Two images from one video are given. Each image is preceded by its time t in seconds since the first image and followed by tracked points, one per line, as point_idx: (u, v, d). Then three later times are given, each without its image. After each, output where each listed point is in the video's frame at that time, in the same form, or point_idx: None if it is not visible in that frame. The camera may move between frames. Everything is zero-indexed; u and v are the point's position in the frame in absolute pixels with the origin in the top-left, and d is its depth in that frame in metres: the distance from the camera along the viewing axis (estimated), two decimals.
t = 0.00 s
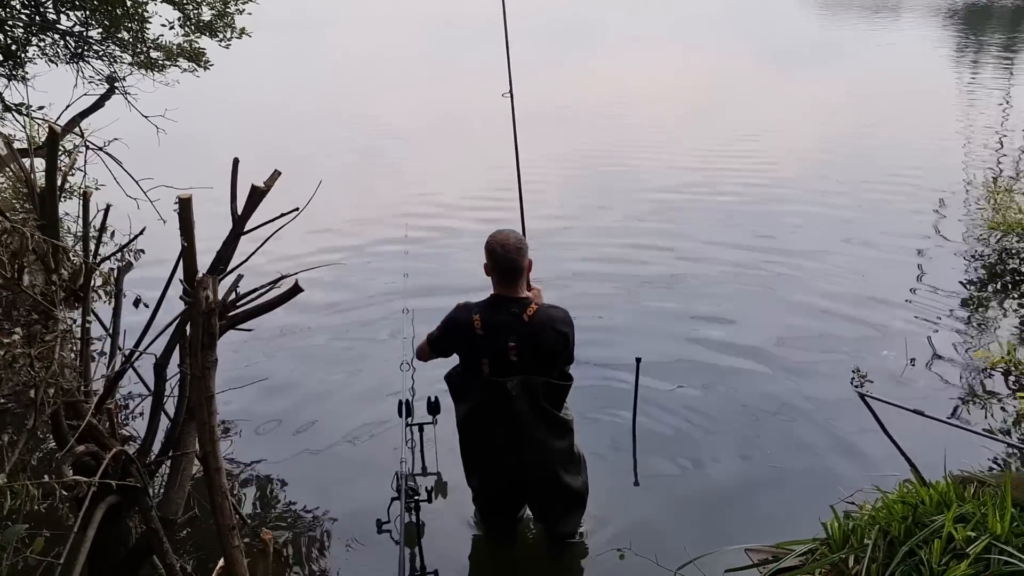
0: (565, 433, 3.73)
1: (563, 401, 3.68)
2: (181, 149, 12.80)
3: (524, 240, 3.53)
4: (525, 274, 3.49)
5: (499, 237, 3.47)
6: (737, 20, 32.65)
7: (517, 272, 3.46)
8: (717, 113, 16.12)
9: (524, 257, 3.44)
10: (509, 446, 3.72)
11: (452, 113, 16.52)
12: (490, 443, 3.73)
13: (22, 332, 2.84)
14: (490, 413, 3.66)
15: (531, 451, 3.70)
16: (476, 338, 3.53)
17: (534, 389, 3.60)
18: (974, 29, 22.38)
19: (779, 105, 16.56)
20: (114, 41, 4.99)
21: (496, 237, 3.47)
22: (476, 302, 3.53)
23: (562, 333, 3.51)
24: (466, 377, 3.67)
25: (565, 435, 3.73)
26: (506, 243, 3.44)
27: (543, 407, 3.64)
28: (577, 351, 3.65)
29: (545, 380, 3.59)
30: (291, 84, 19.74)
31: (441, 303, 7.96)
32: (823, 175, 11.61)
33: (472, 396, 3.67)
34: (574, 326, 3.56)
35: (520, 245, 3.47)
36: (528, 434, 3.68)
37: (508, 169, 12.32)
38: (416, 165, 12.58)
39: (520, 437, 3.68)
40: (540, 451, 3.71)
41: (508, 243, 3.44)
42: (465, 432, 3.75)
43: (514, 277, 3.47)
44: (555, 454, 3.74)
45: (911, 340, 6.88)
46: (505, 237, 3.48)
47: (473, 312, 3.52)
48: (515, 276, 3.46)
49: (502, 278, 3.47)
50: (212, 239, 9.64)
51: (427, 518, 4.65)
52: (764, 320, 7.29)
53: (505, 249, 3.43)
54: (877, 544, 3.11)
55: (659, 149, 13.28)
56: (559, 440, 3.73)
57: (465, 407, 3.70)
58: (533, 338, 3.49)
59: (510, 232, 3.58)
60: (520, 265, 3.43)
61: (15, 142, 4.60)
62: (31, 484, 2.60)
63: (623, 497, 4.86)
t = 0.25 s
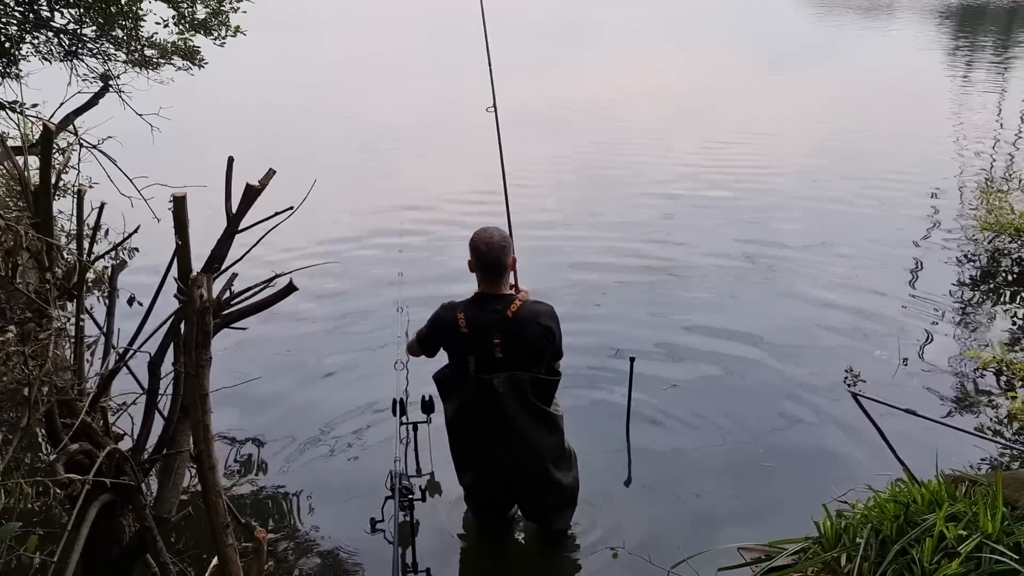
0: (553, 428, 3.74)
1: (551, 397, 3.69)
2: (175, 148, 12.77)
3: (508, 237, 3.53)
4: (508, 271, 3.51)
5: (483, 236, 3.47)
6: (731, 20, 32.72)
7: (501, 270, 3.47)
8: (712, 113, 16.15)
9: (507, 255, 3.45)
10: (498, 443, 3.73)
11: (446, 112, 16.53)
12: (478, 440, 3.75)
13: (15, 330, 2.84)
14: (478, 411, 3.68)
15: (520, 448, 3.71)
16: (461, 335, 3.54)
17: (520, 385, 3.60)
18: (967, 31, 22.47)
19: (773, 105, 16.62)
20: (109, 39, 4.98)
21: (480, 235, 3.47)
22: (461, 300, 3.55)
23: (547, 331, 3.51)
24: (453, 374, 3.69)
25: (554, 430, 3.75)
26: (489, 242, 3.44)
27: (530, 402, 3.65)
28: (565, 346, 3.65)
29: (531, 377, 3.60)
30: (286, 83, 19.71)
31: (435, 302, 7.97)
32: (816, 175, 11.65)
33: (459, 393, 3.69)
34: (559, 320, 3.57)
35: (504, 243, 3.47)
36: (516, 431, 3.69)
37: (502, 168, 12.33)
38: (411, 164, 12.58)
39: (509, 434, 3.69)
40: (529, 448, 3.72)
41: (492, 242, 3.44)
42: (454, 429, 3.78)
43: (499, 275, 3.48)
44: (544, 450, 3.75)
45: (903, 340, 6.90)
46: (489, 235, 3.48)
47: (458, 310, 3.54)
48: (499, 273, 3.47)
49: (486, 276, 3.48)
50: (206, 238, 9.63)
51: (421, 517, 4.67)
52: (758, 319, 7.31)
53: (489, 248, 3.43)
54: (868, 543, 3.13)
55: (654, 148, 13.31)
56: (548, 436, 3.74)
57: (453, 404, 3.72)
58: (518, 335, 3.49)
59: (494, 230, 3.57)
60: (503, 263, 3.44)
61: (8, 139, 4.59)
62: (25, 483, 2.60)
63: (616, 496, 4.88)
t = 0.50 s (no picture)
0: (544, 425, 3.74)
1: (541, 395, 3.69)
2: (170, 147, 12.75)
3: (493, 237, 3.51)
4: (496, 270, 3.50)
5: (468, 237, 3.45)
6: (727, 21, 32.78)
7: (487, 270, 3.46)
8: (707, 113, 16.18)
9: (493, 256, 3.43)
10: (489, 441, 3.74)
11: (442, 112, 16.53)
12: (469, 438, 3.76)
13: (8, 329, 2.84)
14: (468, 408, 3.69)
15: (510, 446, 3.72)
16: (450, 335, 3.55)
17: (509, 383, 3.60)
18: (962, 32, 22.54)
19: (768, 106, 16.65)
20: (103, 38, 4.97)
21: (466, 237, 3.45)
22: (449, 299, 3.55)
23: (536, 329, 3.50)
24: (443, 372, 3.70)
25: (544, 428, 3.75)
26: (474, 244, 3.42)
27: (519, 400, 3.65)
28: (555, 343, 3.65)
29: (520, 374, 3.60)
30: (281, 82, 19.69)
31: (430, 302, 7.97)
32: (811, 176, 11.68)
33: (449, 391, 3.70)
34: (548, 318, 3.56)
35: (490, 243, 3.45)
36: (506, 429, 3.69)
37: (497, 168, 12.34)
38: (407, 163, 12.58)
39: (499, 432, 3.70)
40: (520, 445, 3.73)
41: (477, 244, 3.42)
42: (445, 426, 3.80)
43: (485, 275, 3.47)
44: (535, 448, 3.76)
45: (897, 340, 6.93)
46: (474, 236, 3.46)
47: (446, 309, 3.54)
48: (486, 273, 3.46)
49: (473, 277, 3.48)
50: (200, 237, 9.62)
51: (415, 516, 4.67)
52: (752, 320, 7.33)
53: (474, 250, 3.41)
54: (861, 543, 3.14)
55: (649, 149, 13.32)
56: (538, 433, 3.75)
57: (443, 402, 3.74)
58: (506, 333, 3.49)
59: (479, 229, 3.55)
60: (490, 263, 3.43)
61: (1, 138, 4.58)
62: (17, 482, 2.60)
63: (609, 496, 4.89)
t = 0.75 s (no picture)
0: (539, 426, 3.74)
1: (535, 395, 3.68)
2: (168, 147, 12.75)
3: (487, 239, 3.52)
4: (490, 272, 3.51)
5: (461, 240, 3.46)
6: (725, 22, 32.79)
7: (481, 273, 3.47)
8: (706, 114, 16.19)
9: (486, 260, 3.44)
10: (484, 441, 3.74)
11: (441, 112, 16.53)
12: (463, 438, 3.76)
13: (5, 330, 2.84)
14: (463, 408, 3.68)
15: (506, 447, 3.72)
16: (445, 335, 3.58)
17: (503, 383, 3.61)
18: (960, 34, 22.56)
19: (767, 107, 16.66)
20: (102, 38, 4.97)
21: (459, 239, 3.46)
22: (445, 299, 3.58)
23: (531, 331, 3.50)
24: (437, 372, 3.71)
25: (539, 428, 3.75)
26: (467, 247, 3.43)
27: (512, 401, 3.65)
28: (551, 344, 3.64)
29: (514, 375, 3.60)
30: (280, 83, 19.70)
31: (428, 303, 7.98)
32: (810, 177, 11.69)
33: (443, 392, 3.71)
34: (545, 319, 3.55)
35: (484, 246, 3.45)
36: (500, 430, 3.69)
37: (495, 169, 12.33)
38: (405, 164, 12.58)
39: (494, 433, 3.70)
40: (516, 446, 3.73)
41: (470, 247, 3.43)
42: (440, 427, 3.80)
43: (480, 277, 3.49)
44: (531, 448, 3.76)
45: (895, 341, 6.93)
46: (467, 239, 3.46)
47: (442, 309, 3.57)
48: (480, 275, 3.47)
49: (468, 279, 3.49)
50: (198, 238, 9.61)
51: (413, 517, 4.67)
52: (750, 321, 7.33)
53: (467, 253, 3.43)
54: (859, 544, 3.13)
55: (648, 150, 13.33)
56: (534, 434, 3.75)
57: (438, 402, 3.75)
58: (500, 334, 3.50)
59: (474, 231, 3.55)
60: (483, 266, 3.44)
61: None
62: (13, 482, 2.59)
63: (606, 496, 4.89)
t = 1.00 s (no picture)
0: (536, 428, 3.74)
1: (532, 398, 3.68)
2: (167, 148, 12.75)
3: (481, 244, 3.51)
4: (484, 275, 3.50)
5: (455, 244, 3.46)
6: (725, 24, 32.80)
7: (476, 278, 3.47)
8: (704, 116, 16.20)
9: (480, 265, 3.43)
10: (480, 444, 3.73)
11: (439, 114, 16.53)
12: (460, 442, 3.76)
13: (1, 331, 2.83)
14: (459, 411, 3.68)
15: (502, 449, 3.73)
16: (440, 338, 3.58)
17: (499, 386, 3.60)
18: (959, 36, 22.57)
19: (766, 109, 16.67)
20: (100, 39, 4.96)
21: (452, 244, 3.46)
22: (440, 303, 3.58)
23: (528, 334, 3.49)
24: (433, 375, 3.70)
25: (536, 430, 3.74)
26: (461, 253, 3.43)
27: (508, 403, 3.64)
28: (547, 346, 3.63)
29: (510, 377, 3.59)
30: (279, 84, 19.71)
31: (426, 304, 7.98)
32: (808, 178, 11.70)
33: (439, 394, 3.70)
34: (542, 322, 3.54)
35: (477, 251, 3.45)
36: (496, 432, 3.69)
37: (494, 170, 12.33)
38: (404, 165, 12.59)
39: (490, 436, 3.70)
40: (513, 448, 3.73)
41: (464, 252, 3.43)
42: (437, 430, 3.80)
43: (474, 282, 3.49)
44: (527, 450, 3.76)
45: (894, 343, 6.93)
46: (461, 243, 3.46)
47: (437, 312, 3.57)
48: (475, 279, 3.47)
49: (462, 283, 3.49)
50: (196, 239, 9.61)
51: (410, 518, 4.67)
52: (749, 322, 7.33)
53: (461, 258, 3.42)
54: (857, 546, 3.13)
55: (647, 151, 13.34)
56: (531, 436, 3.74)
57: (434, 405, 3.75)
58: (496, 338, 3.50)
59: (468, 235, 3.56)
60: (477, 270, 3.43)
61: None
62: (8, 484, 2.59)
63: (603, 497, 4.89)
